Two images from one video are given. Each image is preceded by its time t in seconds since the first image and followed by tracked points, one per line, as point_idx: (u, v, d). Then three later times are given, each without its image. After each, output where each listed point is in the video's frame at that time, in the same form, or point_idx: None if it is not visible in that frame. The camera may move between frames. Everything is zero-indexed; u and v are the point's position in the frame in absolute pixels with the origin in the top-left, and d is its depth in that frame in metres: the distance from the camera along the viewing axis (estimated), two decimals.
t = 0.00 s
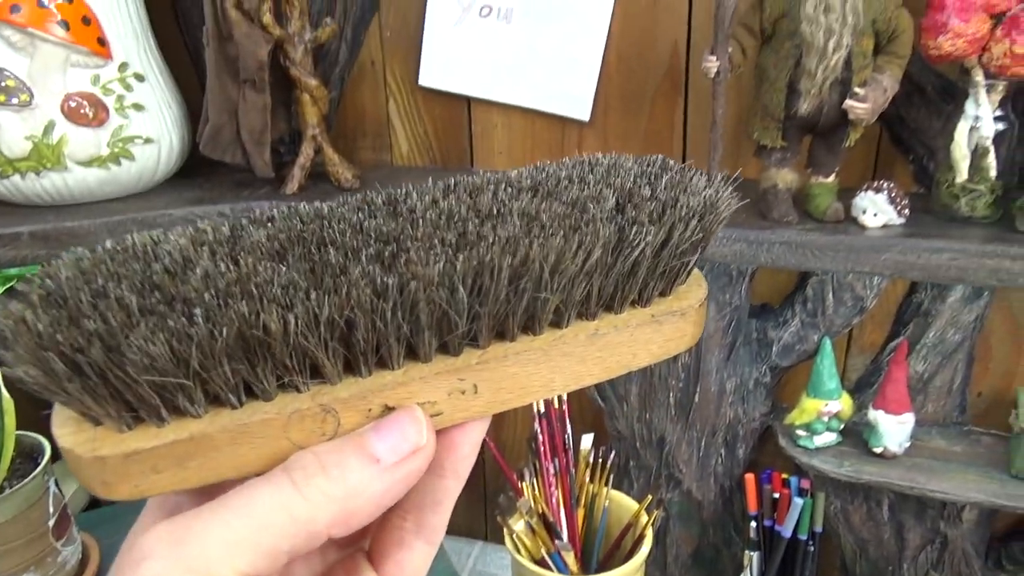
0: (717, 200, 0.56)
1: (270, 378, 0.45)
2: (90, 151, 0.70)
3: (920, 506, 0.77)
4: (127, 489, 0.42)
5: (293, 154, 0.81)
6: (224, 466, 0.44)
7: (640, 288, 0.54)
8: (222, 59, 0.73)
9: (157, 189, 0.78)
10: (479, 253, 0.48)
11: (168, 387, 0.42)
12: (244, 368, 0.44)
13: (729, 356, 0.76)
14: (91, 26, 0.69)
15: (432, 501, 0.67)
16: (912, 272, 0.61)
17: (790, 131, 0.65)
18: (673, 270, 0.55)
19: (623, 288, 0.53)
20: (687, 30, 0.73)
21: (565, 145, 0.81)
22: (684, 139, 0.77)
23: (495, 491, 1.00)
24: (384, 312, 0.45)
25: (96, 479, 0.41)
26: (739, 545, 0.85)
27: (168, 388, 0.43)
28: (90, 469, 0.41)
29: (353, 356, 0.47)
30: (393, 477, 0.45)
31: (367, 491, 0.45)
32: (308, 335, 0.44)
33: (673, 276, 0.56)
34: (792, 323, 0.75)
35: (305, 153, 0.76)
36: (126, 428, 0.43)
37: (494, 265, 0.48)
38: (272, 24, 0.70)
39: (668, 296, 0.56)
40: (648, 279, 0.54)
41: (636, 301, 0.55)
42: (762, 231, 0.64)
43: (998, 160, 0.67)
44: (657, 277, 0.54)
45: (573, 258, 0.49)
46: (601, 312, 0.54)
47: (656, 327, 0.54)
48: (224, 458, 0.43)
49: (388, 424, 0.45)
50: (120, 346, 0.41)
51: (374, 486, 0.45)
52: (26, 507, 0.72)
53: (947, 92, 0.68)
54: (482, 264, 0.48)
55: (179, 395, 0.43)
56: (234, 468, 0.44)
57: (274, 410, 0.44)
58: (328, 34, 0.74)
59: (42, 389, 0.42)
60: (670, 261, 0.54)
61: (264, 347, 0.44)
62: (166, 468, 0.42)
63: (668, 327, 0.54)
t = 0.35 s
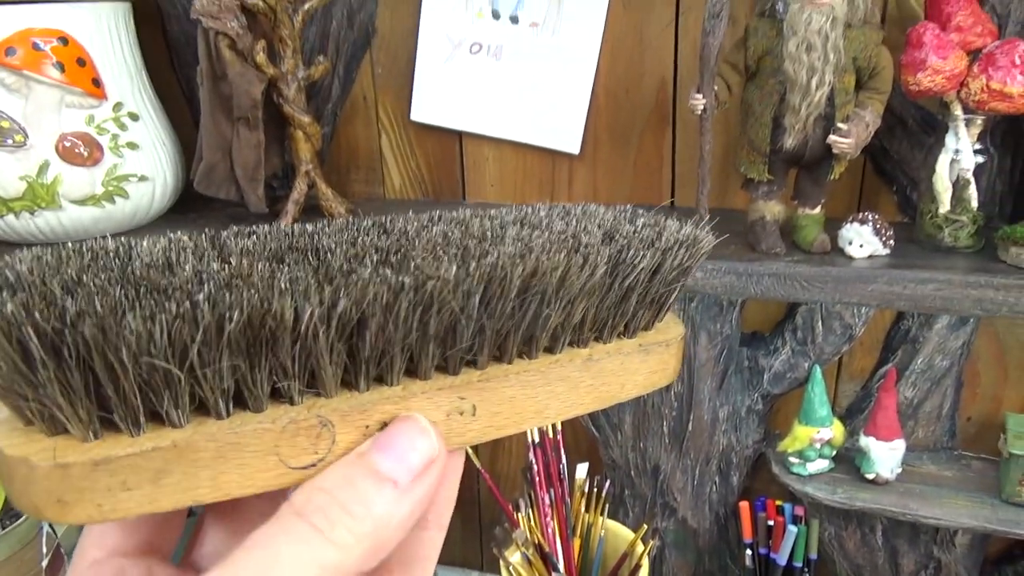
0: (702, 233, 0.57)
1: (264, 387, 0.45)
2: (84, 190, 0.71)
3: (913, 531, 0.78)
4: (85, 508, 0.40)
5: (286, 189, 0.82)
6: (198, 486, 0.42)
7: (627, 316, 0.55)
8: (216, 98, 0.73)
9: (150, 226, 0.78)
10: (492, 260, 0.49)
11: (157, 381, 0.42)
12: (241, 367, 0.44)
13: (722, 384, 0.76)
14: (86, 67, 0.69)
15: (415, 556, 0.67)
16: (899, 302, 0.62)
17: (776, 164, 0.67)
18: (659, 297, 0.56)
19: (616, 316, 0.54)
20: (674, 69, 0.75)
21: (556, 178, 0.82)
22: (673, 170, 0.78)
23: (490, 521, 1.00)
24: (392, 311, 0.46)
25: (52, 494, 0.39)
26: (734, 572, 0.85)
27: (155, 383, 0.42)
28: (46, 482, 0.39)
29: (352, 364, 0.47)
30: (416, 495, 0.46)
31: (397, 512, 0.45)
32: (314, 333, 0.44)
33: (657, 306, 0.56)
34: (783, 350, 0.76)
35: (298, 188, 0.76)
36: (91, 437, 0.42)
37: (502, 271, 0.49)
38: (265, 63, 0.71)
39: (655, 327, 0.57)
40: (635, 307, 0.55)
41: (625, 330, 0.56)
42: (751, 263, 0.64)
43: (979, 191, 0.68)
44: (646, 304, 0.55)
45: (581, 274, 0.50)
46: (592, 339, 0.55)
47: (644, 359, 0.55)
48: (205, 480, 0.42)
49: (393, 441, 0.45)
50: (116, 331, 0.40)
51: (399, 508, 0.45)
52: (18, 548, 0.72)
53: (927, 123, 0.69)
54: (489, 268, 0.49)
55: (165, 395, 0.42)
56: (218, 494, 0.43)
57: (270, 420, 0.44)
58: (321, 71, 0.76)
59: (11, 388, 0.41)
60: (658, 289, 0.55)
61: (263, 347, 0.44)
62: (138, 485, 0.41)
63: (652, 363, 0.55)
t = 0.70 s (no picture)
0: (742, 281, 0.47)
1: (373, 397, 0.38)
2: (75, 200, 0.70)
3: (913, 534, 0.77)
4: (158, 540, 0.32)
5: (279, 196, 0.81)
6: (299, 520, 0.35)
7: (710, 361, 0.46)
8: (208, 105, 0.73)
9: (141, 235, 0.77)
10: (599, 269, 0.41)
11: (265, 356, 0.36)
12: (359, 352, 0.38)
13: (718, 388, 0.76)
14: (75, 76, 0.69)
15: None
16: (895, 304, 0.61)
17: (770, 167, 0.67)
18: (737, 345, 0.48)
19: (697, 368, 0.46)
20: (667, 70, 0.75)
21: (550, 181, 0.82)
22: (667, 175, 0.78)
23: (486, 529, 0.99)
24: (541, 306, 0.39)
25: (110, 523, 0.32)
26: None
27: (259, 361, 0.36)
28: (103, 498, 0.32)
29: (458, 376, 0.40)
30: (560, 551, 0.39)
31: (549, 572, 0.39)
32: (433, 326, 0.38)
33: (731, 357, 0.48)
34: (780, 353, 0.75)
35: (291, 195, 0.75)
36: (162, 444, 0.34)
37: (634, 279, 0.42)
38: (257, 70, 0.71)
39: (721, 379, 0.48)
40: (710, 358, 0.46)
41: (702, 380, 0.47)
42: (747, 265, 0.64)
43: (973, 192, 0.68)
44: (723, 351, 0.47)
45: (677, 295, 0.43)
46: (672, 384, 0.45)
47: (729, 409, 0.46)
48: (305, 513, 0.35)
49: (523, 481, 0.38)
50: (236, 278, 0.35)
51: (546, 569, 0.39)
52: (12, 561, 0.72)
53: (921, 125, 0.69)
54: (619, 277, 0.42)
55: (253, 383, 0.36)
56: (320, 533, 0.35)
57: (382, 434, 0.37)
58: (312, 78, 0.75)
59: (70, 362, 0.34)
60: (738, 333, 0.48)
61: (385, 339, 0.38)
62: (224, 513, 0.33)
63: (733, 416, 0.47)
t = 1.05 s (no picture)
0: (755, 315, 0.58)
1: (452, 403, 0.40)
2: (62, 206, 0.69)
3: (907, 537, 0.77)
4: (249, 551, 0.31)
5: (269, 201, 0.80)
6: (394, 537, 0.34)
7: (727, 393, 0.58)
8: (196, 110, 0.72)
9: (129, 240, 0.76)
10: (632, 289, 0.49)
11: (358, 341, 0.36)
12: (444, 346, 0.39)
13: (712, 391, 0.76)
14: (62, 81, 0.69)
15: None
16: (887, 305, 0.61)
17: (761, 169, 0.66)
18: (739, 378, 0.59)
19: (718, 403, 0.57)
20: (658, 72, 0.75)
21: (541, 187, 0.81)
22: (658, 178, 0.78)
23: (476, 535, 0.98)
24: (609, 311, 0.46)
25: (195, 533, 0.30)
26: None
27: (346, 350, 0.36)
28: (183, 502, 0.30)
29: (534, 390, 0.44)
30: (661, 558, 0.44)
31: None
32: (521, 333, 0.42)
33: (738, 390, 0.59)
34: (773, 356, 0.75)
35: (281, 200, 0.75)
36: (235, 447, 0.33)
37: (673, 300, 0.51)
38: (245, 75, 0.71)
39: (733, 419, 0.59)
40: (725, 392, 0.57)
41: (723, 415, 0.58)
42: (739, 268, 0.64)
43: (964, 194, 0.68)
44: (733, 382, 0.58)
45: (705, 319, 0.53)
46: (706, 417, 0.55)
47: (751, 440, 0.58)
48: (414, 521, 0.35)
49: (617, 509, 0.41)
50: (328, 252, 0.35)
51: None
52: None
53: (912, 127, 0.69)
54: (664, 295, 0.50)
55: (339, 375, 0.36)
56: (415, 554, 0.35)
57: (471, 440, 0.38)
58: (303, 83, 0.75)
59: (139, 341, 0.32)
60: (741, 366, 0.59)
61: (472, 339, 0.40)
62: (322, 523, 0.32)
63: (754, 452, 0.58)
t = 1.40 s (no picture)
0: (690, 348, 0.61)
1: (452, 410, 0.39)
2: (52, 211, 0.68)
3: (902, 539, 0.77)
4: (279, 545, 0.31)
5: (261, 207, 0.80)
6: (407, 536, 0.34)
7: (675, 424, 0.59)
8: (188, 114, 0.72)
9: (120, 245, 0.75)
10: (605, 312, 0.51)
11: (371, 341, 0.36)
12: (448, 347, 0.39)
13: (705, 395, 0.75)
14: (52, 86, 0.68)
15: None
16: (880, 308, 0.61)
17: (753, 172, 0.66)
18: (686, 410, 0.61)
19: (669, 432, 0.58)
20: (649, 76, 0.75)
21: (534, 191, 0.81)
22: (651, 180, 0.78)
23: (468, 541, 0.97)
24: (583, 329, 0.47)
25: (227, 517, 0.30)
26: None
27: (363, 346, 0.37)
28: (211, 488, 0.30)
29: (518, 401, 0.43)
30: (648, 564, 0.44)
31: None
32: (517, 340, 0.42)
33: (682, 425, 0.61)
34: (766, 359, 0.75)
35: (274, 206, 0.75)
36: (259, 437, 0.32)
37: (634, 327, 0.54)
38: (237, 79, 0.70)
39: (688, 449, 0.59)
40: (673, 423, 0.59)
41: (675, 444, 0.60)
42: (731, 270, 0.63)
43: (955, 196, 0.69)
44: (681, 412, 0.60)
45: (663, 345, 0.56)
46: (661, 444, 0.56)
47: (703, 472, 0.58)
48: (422, 523, 0.35)
49: (603, 521, 0.41)
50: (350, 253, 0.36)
51: None
52: None
53: (904, 130, 0.69)
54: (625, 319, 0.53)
55: (352, 371, 0.36)
56: (426, 556, 0.35)
57: (473, 444, 0.38)
58: (295, 87, 0.75)
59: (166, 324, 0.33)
60: (690, 397, 0.61)
61: (472, 344, 0.40)
62: (344, 514, 0.33)
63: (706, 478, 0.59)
